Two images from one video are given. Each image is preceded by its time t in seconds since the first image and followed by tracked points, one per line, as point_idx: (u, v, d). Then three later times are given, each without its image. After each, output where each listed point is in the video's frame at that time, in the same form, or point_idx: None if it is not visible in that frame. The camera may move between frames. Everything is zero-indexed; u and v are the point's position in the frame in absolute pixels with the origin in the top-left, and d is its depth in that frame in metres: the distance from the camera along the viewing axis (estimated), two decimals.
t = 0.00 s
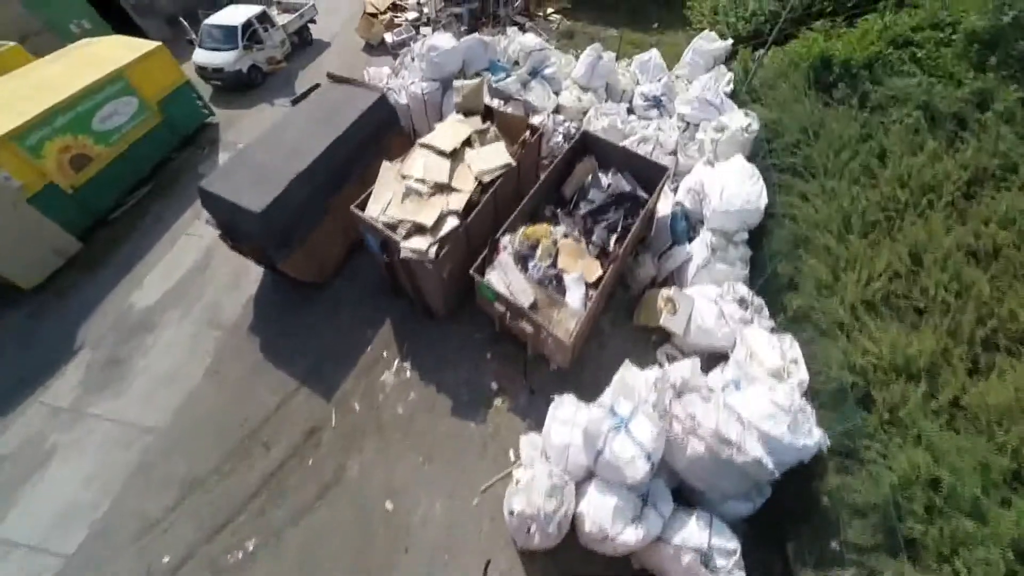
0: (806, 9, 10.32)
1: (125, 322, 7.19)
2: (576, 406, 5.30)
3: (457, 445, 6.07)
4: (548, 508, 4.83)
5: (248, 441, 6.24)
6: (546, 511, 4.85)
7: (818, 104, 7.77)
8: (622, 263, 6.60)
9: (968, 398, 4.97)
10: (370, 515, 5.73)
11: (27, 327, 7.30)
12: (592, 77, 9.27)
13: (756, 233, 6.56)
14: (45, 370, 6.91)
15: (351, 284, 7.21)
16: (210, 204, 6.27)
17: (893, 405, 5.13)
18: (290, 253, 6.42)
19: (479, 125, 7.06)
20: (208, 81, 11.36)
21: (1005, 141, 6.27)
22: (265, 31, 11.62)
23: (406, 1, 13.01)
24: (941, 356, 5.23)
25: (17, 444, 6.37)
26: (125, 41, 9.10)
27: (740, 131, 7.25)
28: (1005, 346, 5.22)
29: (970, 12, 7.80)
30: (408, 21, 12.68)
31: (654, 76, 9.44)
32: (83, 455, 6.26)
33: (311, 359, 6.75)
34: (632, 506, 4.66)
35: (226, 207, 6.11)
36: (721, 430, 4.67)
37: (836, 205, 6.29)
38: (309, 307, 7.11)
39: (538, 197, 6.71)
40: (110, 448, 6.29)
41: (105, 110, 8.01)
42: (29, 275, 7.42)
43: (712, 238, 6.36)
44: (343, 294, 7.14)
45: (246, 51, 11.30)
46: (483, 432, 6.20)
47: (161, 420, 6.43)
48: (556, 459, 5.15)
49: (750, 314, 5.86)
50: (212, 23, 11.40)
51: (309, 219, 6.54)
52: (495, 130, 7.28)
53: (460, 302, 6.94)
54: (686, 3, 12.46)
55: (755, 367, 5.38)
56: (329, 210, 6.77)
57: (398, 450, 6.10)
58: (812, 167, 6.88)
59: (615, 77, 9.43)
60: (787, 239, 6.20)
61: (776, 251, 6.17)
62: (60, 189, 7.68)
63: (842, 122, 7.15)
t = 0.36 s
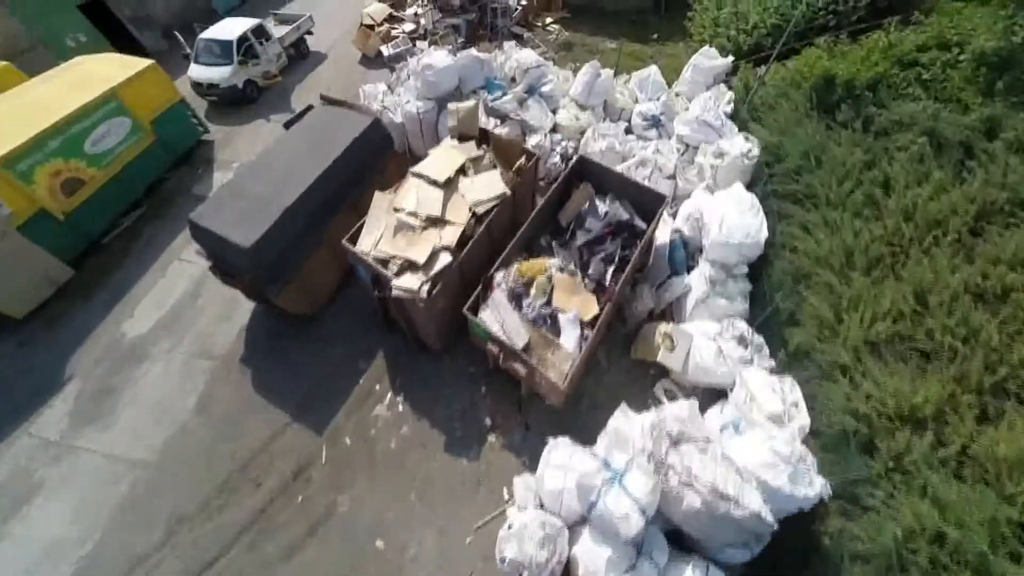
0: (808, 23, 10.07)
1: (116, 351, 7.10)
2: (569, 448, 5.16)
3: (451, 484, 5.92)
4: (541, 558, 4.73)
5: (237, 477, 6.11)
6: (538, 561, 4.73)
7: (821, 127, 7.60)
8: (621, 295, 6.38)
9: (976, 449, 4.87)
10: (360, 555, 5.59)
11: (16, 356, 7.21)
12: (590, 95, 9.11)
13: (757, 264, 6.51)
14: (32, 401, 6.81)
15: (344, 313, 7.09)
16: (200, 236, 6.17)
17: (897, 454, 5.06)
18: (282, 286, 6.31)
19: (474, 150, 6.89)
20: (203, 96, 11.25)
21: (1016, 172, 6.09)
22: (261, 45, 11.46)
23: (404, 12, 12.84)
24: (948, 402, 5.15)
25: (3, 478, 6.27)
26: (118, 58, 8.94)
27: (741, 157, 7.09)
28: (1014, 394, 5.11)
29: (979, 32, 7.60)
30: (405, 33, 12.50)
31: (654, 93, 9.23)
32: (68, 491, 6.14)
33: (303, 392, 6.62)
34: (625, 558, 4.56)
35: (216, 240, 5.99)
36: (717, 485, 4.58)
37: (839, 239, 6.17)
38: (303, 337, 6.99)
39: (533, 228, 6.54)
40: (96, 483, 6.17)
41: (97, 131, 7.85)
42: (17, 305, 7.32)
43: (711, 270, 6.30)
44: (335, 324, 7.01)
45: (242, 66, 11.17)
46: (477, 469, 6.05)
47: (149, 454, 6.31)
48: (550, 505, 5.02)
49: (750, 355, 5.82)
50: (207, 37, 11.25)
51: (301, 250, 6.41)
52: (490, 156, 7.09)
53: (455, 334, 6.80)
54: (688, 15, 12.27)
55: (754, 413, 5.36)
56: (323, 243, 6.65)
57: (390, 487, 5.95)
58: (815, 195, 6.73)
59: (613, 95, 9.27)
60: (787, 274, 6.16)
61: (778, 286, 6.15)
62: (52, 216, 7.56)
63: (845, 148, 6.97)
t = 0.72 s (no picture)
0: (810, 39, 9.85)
1: (104, 380, 7.01)
2: (563, 490, 5.09)
3: (442, 521, 5.82)
4: None
5: (225, 512, 6.01)
6: None
7: (822, 152, 7.45)
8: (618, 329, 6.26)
9: (979, 499, 4.82)
10: None
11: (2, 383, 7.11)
12: (587, 114, 8.93)
13: (757, 297, 6.36)
14: (17, 432, 6.71)
15: (336, 343, 7.00)
16: (187, 268, 6.07)
17: (898, 501, 4.98)
18: (272, 319, 6.22)
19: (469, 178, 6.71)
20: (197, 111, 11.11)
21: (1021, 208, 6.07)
22: (256, 58, 11.29)
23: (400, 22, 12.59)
24: (951, 447, 5.10)
25: None
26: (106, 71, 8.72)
27: (740, 185, 6.86)
28: (1017, 441, 5.06)
29: (982, 58, 7.51)
30: (401, 44, 12.26)
31: (651, 112, 9.05)
32: (51, 527, 6.04)
33: (293, 424, 6.52)
34: None
35: (202, 274, 5.88)
36: (712, 538, 4.59)
37: (838, 276, 6.11)
38: (294, 367, 6.88)
39: (529, 258, 6.40)
40: (81, 518, 6.08)
41: (85, 154, 7.70)
42: (2, 332, 7.19)
43: (710, 305, 6.21)
44: (328, 353, 6.93)
45: (236, 80, 11.00)
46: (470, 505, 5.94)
47: (136, 488, 6.21)
48: (542, 547, 4.90)
49: (748, 394, 5.67)
50: (201, 50, 11.06)
51: (290, 281, 6.30)
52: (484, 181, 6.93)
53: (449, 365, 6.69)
54: (688, 26, 12.08)
55: (751, 456, 5.23)
56: (313, 274, 6.55)
57: (380, 524, 5.86)
58: (814, 225, 6.63)
59: (610, 114, 9.08)
60: (784, 311, 6.09)
61: (776, 321, 6.06)
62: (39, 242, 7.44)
63: (845, 176, 6.86)
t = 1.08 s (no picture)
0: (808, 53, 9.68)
1: (91, 411, 6.92)
2: (557, 533, 5.14)
3: (432, 558, 5.73)
4: None
5: (211, 549, 5.92)
6: None
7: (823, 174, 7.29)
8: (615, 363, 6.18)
9: (979, 547, 4.72)
10: None
11: None
12: (583, 132, 8.73)
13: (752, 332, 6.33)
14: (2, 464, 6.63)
15: (328, 373, 6.91)
16: (174, 306, 6.00)
17: (896, 546, 4.88)
18: (262, 353, 6.13)
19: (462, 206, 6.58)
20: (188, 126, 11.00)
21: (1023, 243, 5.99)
22: (248, 72, 11.16)
23: (395, 34, 12.52)
24: (951, 493, 5.00)
25: None
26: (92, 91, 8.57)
27: (737, 215, 6.77)
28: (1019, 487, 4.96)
29: (984, 82, 7.38)
30: (396, 57, 12.16)
31: (649, 131, 8.94)
32: (35, 564, 5.95)
33: (282, 457, 6.43)
34: None
35: (188, 313, 5.80)
36: None
37: (836, 313, 6.02)
38: (285, 397, 6.80)
39: (522, 291, 6.26)
40: (65, 555, 5.99)
41: (71, 179, 7.57)
42: None
43: (705, 340, 6.15)
44: (319, 385, 6.83)
45: (227, 95, 10.89)
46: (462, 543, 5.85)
47: (121, 524, 6.12)
48: None
49: (745, 434, 5.61)
50: (192, 65, 10.96)
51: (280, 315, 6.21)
52: (478, 209, 6.83)
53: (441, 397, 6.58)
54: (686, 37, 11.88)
55: (748, 500, 5.14)
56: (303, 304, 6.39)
57: (370, 561, 5.77)
58: (811, 258, 6.54)
59: (607, 133, 8.90)
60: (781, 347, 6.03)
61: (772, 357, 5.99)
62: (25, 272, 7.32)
63: (843, 205, 6.75)
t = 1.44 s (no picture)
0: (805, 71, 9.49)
1: (76, 442, 6.82)
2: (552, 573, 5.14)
3: None
4: None
5: None
6: None
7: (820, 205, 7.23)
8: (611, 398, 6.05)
9: None
10: None
11: None
12: (579, 155, 8.56)
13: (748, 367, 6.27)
14: None
15: (319, 405, 6.81)
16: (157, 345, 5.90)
17: None
18: (250, 388, 6.04)
19: (454, 237, 6.48)
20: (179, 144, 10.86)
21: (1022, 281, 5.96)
22: (240, 88, 11.02)
23: (389, 46, 12.33)
24: (950, 537, 4.92)
25: None
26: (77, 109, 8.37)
27: (732, 246, 6.64)
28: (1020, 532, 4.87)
29: (984, 109, 7.29)
30: (390, 70, 12.01)
31: (645, 152, 8.69)
32: None
33: (270, 492, 6.34)
34: None
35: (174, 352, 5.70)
36: None
37: (834, 351, 5.95)
38: (275, 430, 6.70)
39: (516, 326, 6.16)
40: None
41: (55, 206, 7.43)
42: None
43: (701, 376, 6.08)
44: (309, 417, 6.74)
45: (218, 111, 10.75)
46: None
47: (106, 560, 6.02)
48: None
49: (741, 473, 5.54)
50: (181, 80, 10.82)
51: (269, 350, 6.12)
52: (470, 237, 6.68)
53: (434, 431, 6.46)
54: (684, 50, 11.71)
55: (744, 543, 5.08)
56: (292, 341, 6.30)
57: None
58: (809, 291, 6.46)
59: (602, 154, 8.72)
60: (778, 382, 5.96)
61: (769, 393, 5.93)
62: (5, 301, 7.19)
63: (841, 236, 6.67)
